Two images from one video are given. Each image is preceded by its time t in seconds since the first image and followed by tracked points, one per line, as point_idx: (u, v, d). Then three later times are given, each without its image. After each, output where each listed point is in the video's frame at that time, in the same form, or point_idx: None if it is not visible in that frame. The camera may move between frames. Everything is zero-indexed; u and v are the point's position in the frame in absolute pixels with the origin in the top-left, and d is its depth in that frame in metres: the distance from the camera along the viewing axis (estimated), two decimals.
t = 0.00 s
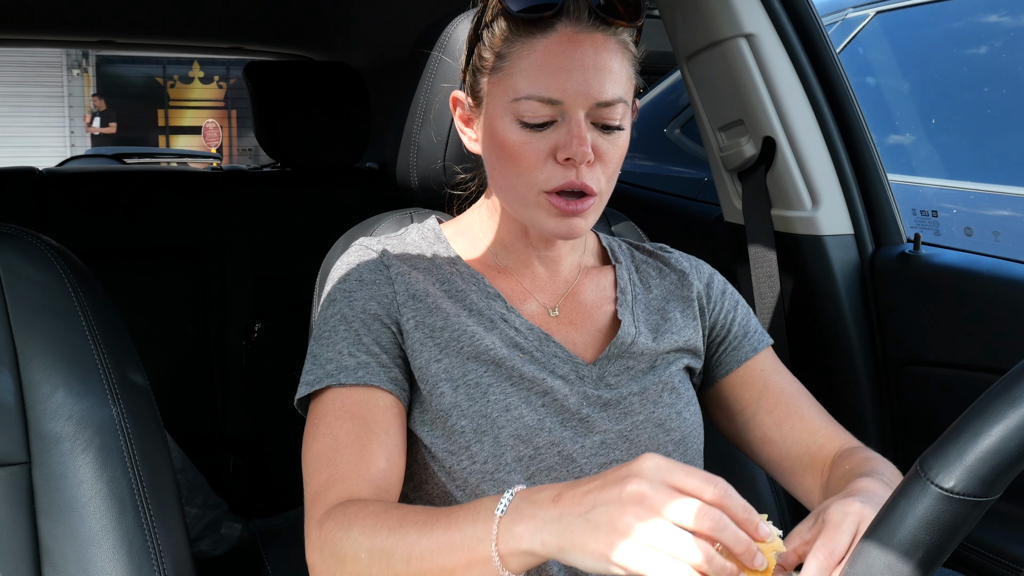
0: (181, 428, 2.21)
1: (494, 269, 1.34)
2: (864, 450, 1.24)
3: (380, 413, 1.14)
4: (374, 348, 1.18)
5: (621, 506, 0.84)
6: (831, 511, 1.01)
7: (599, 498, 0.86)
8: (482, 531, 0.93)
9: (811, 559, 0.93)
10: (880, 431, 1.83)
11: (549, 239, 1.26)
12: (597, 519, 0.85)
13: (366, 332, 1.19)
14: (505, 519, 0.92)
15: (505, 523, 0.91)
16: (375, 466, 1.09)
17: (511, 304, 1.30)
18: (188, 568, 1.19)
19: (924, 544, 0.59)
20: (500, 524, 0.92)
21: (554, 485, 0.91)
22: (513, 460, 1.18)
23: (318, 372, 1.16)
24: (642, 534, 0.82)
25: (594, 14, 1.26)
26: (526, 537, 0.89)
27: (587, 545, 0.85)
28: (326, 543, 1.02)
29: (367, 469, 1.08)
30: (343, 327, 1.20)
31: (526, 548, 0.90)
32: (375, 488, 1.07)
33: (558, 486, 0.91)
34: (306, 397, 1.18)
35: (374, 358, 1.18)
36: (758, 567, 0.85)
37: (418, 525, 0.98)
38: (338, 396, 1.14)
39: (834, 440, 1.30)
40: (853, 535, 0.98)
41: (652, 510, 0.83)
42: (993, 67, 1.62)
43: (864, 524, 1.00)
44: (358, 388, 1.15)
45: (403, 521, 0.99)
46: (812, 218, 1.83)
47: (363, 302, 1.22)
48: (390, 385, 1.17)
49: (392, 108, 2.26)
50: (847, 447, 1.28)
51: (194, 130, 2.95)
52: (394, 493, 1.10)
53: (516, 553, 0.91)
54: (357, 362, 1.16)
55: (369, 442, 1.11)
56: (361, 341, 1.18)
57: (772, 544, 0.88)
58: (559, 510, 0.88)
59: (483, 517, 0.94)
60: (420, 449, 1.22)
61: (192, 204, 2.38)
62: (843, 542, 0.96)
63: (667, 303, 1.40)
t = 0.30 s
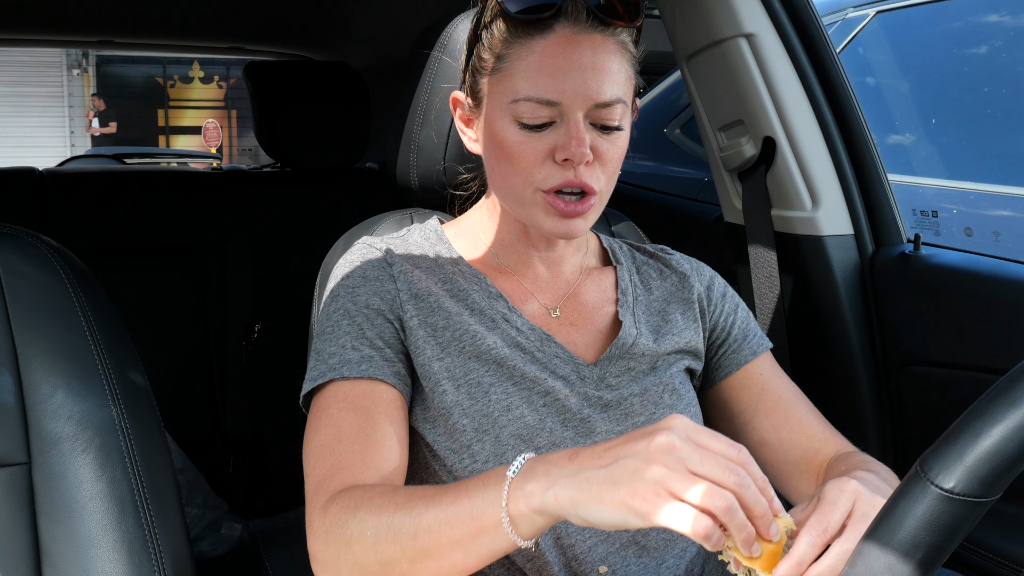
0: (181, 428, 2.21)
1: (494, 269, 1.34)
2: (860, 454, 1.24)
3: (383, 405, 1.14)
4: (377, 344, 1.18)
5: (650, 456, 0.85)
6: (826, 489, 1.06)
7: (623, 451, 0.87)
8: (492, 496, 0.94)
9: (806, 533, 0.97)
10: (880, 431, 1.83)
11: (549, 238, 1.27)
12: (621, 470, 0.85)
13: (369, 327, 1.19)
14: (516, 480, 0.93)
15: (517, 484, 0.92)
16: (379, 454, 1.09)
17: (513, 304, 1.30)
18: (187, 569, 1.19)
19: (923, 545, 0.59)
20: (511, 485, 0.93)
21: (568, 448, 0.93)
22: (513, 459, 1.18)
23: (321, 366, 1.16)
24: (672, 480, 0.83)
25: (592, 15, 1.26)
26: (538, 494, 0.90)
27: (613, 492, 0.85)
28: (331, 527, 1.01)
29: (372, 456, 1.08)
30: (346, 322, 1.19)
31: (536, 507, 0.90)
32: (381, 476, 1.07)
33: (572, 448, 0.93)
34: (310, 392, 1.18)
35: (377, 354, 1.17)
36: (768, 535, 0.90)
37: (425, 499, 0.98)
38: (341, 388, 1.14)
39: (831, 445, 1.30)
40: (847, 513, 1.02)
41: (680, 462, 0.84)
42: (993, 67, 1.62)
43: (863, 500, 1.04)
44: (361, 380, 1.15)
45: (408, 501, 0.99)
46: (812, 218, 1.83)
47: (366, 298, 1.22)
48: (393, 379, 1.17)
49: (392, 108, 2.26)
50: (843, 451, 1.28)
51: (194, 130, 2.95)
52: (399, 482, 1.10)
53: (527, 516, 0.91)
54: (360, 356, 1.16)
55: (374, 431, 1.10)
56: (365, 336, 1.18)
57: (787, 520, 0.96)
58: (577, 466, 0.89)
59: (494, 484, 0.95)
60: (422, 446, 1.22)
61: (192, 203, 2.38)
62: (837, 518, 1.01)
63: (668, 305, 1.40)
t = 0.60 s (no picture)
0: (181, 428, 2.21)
1: (494, 269, 1.34)
2: (859, 453, 1.24)
3: (385, 404, 1.14)
4: (379, 343, 1.18)
5: (656, 445, 0.85)
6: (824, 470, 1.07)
7: (629, 441, 0.87)
8: (496, 488, 0.94)
9: (803, 512, 0.95)
10: (880, 431, 1.83)
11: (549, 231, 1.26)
12: (626, 459, 0.85)
13: (370, 326, 1.19)
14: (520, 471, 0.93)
15: (520, 475, 0.92)
16: (380, 452, 1.09)
17: (513, 304, 1.30)
18: (187, 569, 1.19)
19: (925, 544, 0.58)
20: (514, 476, 0.93)
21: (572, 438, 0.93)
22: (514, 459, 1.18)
23: (323, 366, 1.16)
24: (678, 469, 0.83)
25: (587, 14, 1.26)
26: (542, 484, 0.90)
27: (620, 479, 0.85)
28: (334, 525, 1.01)
29: (375, 453, 1.08)
30: (347, 321, 1.19)
31: (541, 498, 0.90)
32: (383, 474, 1.07)
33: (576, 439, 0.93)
34: (311, 392, 1.18)
35: (379, 353, 1.17)
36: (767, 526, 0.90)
37: (428, 494, 0.99)
38: (343, 387, 1.14)
39: (831, 444, 1.30)
40: (843, 495, 1.03)
41: (686, 453, 0.84)
42: (994, 67, 1.62)
43: (859, 484, 1.04)
44: (363, 379, 1.14)
45: (410, 496, 0.99)
46: (812, 218, 1.83)
47: (367, 297, 1.22)
48: (395, 378, 1.17)
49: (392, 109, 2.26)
50: (843, 450, 1.28)
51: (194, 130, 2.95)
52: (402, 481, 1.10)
53: (531, 507, 0.91)
54: (362, 355, 1.16)
55: (376, 430, 1.10)
56: (366, 335, 1.18)
57: (788, 512, 0.96)
58: (582, 455, 0.89)
59: (497, 475, 0.95)
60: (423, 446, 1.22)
61: (192, 204, 2.38)
62: (833, 499, 1.01)
63: (668, 304, 1.40)
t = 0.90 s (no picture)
0: (181, 428, 2.21)
1: (494, 270, 1.34)
2: (857, 456, 1.24)
3: (384, 407, 1.14)
4: (379, 345, 1.18)
5: (642, 475, 0.85)
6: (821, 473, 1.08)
7: (617, 468, 0.86)
8: (492, 507, 0.94)
9: (805, 515, 0.96)
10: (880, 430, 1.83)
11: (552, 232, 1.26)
12: (613, 490, 0.86)
13: (370, 328, 1.19)
14: (514, 492, 0.92)
15: (515, 499, 0.92)
16: (379, 456, 1.09)
17: (513, 305, 1.30)
18: (187, 570, 1.19)
19: (925, 545, 0.58)
20: (510, 497, 0.92)
21: (565, 456, 0.92)
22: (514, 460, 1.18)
23: (323, 368, 1.16)
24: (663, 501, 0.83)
25: (582, 11, 1.26)
26: (539, 508, 0.90)
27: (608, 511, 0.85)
28: (333, 532, 1.01)
29: (374, 458, 1.08)
30: (347, 323, 1.19)
31: (536, 521, 0.90)
32: (382, 478, 1.07)
33: (569, 457, 0.92)
34: (311, 394, 1.18)
35: (379, 355, 1.17)
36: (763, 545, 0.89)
37: (424, 507, 0.98)
38: (343, 390, 1.14)
39: (829, 448, 1.31)
40: (842, 496, 1.05)
41: (672, 484, 0.84)
42: (994, 66, 1.62)
43: (857, 486, 1.06)
44: (364, 381, 1.14)
45: (407, 503, 0.99)
46: (812, 218, 1.83)
47: (366, 298, 1.22)
48: (395, 379, 1.17)
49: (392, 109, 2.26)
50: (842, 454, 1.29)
51: (193, 129, 2.95)
52: (401, 484, 1.10)
53: (528, 528, 0.91)
54: (362, 357, 1.16)
55: (376, 433, 1.10)
56: (366, 337, 1.18)
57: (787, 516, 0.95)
58: (572, 479, 0.88)
59: (492, 493, 0.95)
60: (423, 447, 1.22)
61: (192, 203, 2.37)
62: (832, 501, 1.03)
63: (668, 305, 1.40)
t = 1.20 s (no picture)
0: (181, 428, 2.21)
1: (494, 270, 1.34)
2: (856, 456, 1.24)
3: (385, 406, 1.14)
4: (379, 344, 1.18)
5: (635, 456, 0.85)
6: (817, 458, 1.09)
7: (611, 451, 0.87)
8: (486, 498, 0.94)
9: (799, 499, 0.99)
10: (880, 430, 1.83)
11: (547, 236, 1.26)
12: (609, 470, 0.85)
13: (370, 327, 1.19)
14: (508, 481, 0.93)
15: (509, 486, 0.92)
16: (379, 455, 1.09)
17: (513, 305, 1.30)
18: (187, 569, 1.19)
19: (924, 544, 0.58)
20: (503, 486, 0.93)
21: (558, 445, 0.92)
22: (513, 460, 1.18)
23: (323, 367, 1.16)
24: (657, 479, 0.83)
25: (579, 12, 1.26)
26: (532, 494, 0.90)
27: (604, 492, 0.85)
28: (331, 530, 1.01)
29: (372, 457, 1.08)
30: (347, 322, 1.19)
31: (530, 509, 0.90)
32: (382, 477, 1.07)
33: (562, 445, 0.92)
34: (310, 393, 1.18)
35: (379, 354, 1.17)
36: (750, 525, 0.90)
37: (420, 501, 0.98)
38: (342, 390, 1.14)
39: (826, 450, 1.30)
40: (838, 482, 1.04)
41: (667, 462, 0.84)
42: (994, 67, 1.62)
43: (853, 470, 1.06)
44: (363, 381, 1.14)
45: (403, 498, 1.00)
46: (812, 218, 1.83)
47: (366, 298, 1.22)
48: (394, 379, 1.17)
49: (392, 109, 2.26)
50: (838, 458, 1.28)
51: (194, 129, 2.96)
52: (400, 483, 1.10)
53: (522, 516, 0.91)
54: (362, 356, 1.16)
55: (375, 433, 1.10)
56: (366, 336, 1.18)
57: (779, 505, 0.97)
58: (566, 465, 0.89)
59: (486, 484, 0.95)
60: (423, 446, 1.23)
61: (192, 203, 2.38)
62: (828, 485, 1.03)
63: (668, 306, 1.40)
